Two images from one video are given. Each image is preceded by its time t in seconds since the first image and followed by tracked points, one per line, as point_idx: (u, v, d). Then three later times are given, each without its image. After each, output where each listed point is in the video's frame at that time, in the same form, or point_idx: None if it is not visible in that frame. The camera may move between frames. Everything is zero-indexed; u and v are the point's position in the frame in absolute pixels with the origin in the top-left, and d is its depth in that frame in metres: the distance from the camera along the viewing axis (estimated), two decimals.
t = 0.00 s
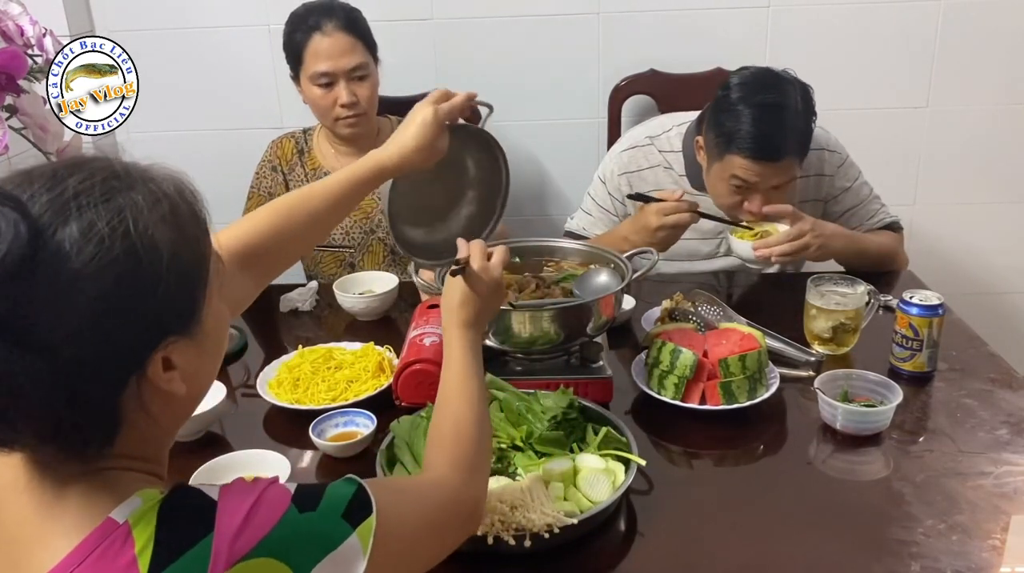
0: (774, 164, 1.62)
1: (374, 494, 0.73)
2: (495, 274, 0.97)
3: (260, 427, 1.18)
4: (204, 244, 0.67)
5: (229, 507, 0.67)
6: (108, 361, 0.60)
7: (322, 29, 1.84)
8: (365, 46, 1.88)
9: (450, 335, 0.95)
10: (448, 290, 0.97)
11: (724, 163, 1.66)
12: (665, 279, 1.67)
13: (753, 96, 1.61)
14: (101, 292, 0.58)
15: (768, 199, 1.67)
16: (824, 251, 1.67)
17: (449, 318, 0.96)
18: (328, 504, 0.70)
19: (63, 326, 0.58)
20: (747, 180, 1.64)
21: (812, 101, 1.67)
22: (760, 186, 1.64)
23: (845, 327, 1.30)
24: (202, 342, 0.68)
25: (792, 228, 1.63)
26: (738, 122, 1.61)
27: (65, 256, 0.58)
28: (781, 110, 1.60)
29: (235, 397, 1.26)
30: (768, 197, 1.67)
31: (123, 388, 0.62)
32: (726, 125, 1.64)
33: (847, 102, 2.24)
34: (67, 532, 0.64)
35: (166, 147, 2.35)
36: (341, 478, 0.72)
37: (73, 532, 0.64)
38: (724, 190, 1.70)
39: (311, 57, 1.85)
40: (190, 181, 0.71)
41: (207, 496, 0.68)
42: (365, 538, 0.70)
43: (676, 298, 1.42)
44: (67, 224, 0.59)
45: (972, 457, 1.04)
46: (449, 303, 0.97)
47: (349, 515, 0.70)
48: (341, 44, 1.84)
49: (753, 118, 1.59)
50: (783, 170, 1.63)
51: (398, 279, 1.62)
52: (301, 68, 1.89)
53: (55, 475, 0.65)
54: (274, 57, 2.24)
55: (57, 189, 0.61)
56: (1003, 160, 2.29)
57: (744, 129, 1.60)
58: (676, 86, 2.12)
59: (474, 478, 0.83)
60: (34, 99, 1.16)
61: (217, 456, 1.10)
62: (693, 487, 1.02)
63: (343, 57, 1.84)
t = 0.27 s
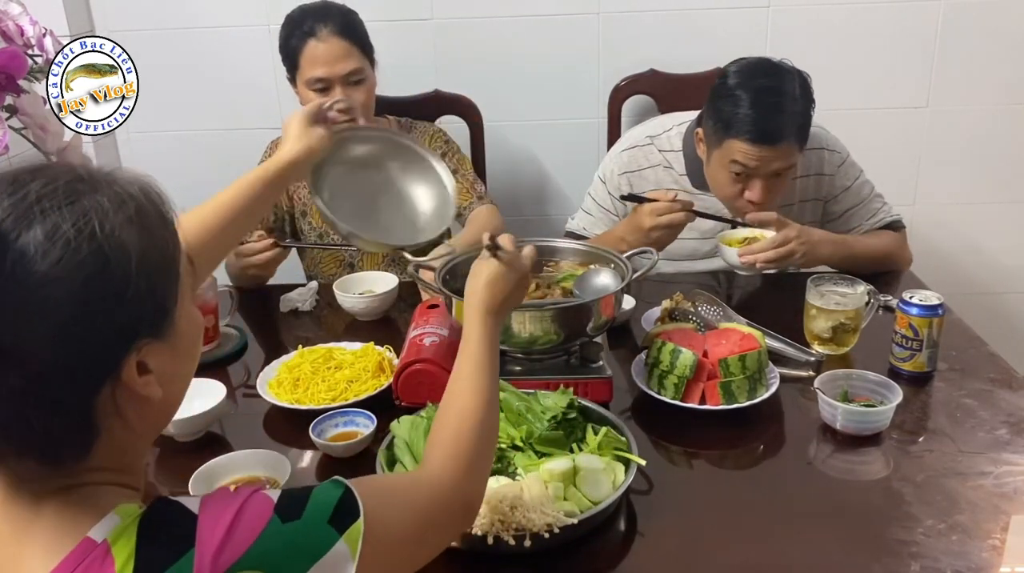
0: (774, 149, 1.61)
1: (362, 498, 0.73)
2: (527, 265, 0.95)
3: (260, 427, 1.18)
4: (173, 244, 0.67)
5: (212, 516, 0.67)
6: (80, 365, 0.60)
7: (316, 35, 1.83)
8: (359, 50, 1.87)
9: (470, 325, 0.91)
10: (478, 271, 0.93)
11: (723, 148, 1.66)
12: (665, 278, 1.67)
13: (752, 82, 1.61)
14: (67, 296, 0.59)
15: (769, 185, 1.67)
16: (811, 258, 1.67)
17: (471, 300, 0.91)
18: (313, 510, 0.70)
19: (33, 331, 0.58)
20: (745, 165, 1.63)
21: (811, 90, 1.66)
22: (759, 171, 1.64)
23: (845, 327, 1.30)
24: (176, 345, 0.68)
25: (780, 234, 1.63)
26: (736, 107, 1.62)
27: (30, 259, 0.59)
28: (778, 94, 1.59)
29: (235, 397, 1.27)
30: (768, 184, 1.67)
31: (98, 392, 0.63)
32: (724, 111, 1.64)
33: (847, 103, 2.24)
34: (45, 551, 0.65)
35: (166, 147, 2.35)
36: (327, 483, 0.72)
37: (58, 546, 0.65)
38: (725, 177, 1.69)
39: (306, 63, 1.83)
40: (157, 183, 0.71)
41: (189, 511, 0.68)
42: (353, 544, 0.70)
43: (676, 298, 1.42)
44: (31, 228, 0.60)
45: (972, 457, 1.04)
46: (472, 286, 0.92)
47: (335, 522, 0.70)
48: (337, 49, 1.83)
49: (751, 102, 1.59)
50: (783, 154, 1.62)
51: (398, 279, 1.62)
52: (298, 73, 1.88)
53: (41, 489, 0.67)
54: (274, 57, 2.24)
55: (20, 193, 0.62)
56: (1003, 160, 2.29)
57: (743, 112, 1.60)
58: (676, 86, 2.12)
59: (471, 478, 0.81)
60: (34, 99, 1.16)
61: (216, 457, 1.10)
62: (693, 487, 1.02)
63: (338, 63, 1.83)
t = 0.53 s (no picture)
0: (772, 149, 1.60)
1: (367, 483, 0.75)
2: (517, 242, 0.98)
3: (260, 427, 1.18)
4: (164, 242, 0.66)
5: (225, 510, 0.67)
6: (77, 368, 0.60)
7: (317, 32, 1.83)
8: (358, 47, 1.86)
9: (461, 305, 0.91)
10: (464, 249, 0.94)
11: (722, 148, 1.66)
12: (665, 278, 1.67)
13: (752, 81, 1.61)
14: (61, 300, 0.59)
15: (766, 187, 1.67)
16: (812, 256, 1.66)
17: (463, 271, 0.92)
18: (321, 495, 0.71)
19: (31, 335, 0.58)
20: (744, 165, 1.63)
21: (812, 91, 1.66)
22: (757, 172, 1.63)
23: (845, 327, 1.30)
24: (171, 339, 0.67)
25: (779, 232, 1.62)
26: (735, 107, 1.62)
27: (22, 265, 0.58)
28: (778, 94, 1.59)
29: (236, 397, 1.27)
30: (766, 186, 1.67)
31: (97, 394, 0.63)
32: (723, 110, 1.64)
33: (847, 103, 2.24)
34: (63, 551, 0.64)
35: (166, 147, 2.35)
36: (331, 468, 0.74)
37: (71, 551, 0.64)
38: (723, 177, 1.69)
39: (306, 60, 1.84)
40: (144, 179, 0.70)
41: (196, 499, 0.68)
42: (362, 523, 0.72)
43: (676, 298, 1.42)
44: (20, 233, 0.59)
45: (972, 457, 1.04)
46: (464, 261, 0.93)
47: (344, 503, 0.71)
48: (336, 47, 1.83)
49: (751, 102, 1.59)
50: (781, 155, 1.62)
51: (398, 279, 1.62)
52: (298, 73, 1.88)
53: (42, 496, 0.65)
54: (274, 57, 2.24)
55: (6, 198, 0.61)
56: (1003, 160, 2.28)
57: (742, 112, 1.60)
58: (676, 86, 2.12)
59: (472, 459, 0.83)
60: (34, 99, 1.16)
61: (216, 456, 1.10)
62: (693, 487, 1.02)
63: (338, 60, 1.83)
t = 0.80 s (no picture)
0: (766, 138, 1.60)
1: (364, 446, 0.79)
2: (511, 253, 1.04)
3: (260, 427, 1.18)
4: (168, 230, 0.68)
5: (240, 476, 0.71)
6: (79, 352, 0.62)
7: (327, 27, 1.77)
8: (369, 41, 1.81)
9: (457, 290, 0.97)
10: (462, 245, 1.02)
11: (718, 137, 1.66)
12: (664, 279, 1.67)
13: (750, 71, 1.61)
14: (67, 285, 0.60)
15: (761, 177, 1.66)
16: (811, 260, 1.66)
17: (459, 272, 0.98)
18: (326, 458, 0.75)
19: (37, 318, 0.60)
20: (738, 153, 1.62)
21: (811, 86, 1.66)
22: (752, 161, 1.63)
23: (845, 327, 1.30)
24: (176, 325, 0.69)
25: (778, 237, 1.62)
26: (732, 95, 1.62)
27: (29, 251, 0.59)
28: (775, 84, 1.60)
29: (236, 397, 1.26)
30: (761, 175, 1.66)
31: (100, 376, 0.64)
32: (720, 100, 1.64)
33: (846, 103, 2.24)
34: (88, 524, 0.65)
35: (166, 148, 2.35)
36: (332, 438, 0.78)
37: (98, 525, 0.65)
38: (718, 167, 1.69)
39: (315, 55, 1.78)
40: (151, 170, 0.71)
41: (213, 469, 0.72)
42: (367, 483, 0.76)
43: (676, 298, 1.42)
44: (28, 220, 0.60)
45: (972, 457, 1.04)
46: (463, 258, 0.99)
47: (349, 465, 0.76)
48: (347, 41, 1.77)
49: (747, 90, 1.60)
50: (776, 143, 1.61)
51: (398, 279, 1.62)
52: (306, 69, 1.83)
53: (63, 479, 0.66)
54: (274, 57, 2.24)
55: (15, 186, 0.62)
56: (1002, 160, 2.29)
57: (738, 98, 1.60)
58: (676, 86, 2.12)
59: (461, 427, 0.87)
60: (34, 99, 1.16)
61: (216, 456, 1.10)
62: (693, 487, 1.02)
63: (349, 55, 1.77)
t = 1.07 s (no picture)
0: (764, 97, 1.61)
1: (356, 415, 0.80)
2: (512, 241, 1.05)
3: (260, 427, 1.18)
4: (163, 216, 0.68)
5: (238, 444, 0.72)
6: (71, 333, 0.62)
7: (344, 19, 1.76)
8: (386, 34, 1.80)
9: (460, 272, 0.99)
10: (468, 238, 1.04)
11: (716, 100, 1.66)
12: (664, 279, 1.67)
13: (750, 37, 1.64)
14: (60, 268, 0.61)
15: (756, 142, 1.65)
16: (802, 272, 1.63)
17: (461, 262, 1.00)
18: (320, 426, 0.77)
19: (30, 297, 0.60)
20: (737, 112, 1.62)
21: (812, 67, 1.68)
22: (749, 122, 1.63)
23: (845, 327, 1.30)
24: (167, 310, 0.69)
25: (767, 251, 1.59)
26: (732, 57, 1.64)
27: (23, 233, 0.60)
28: (775, 47, 1.62)
29: (236, 397, 1.26)
30: (757, 140, 1.65)
31: (92, 358, 0.65)
32: (720, 63, 1.66)
33: (847, 103, 2.24)
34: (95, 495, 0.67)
35: (166, 148, 2.35)
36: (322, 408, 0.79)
37: (105, 498, 0.67)
38: (716, 131, 1.69)
39: (331, 47, 1.76)
40: (149, 159, 0.72)
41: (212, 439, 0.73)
42: (360, 447, 0.78)
43: (676, 298, 1.42)
44: (23, 202, 0.61)
45: (972, 457, 1.04)
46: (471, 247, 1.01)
47: (340, 432, 0.77)
48: (363, 33, 1.76)
49: (747, 51, 1.62)
50: (775, 106, 1.61)
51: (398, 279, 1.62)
52: (322, 64, 1.80)
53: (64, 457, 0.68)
54: (274, 57, 2.24)
55: (13, 169, 0.63)
56: (1003, 160, 2.28)
57: (737, 57, 1.62)
58: (677, 86, 2.12)
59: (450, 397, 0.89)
60: (34, 99, 1.16)
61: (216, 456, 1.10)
62: (693, 487, 1.02)
63: (367, 44, 1.76)
